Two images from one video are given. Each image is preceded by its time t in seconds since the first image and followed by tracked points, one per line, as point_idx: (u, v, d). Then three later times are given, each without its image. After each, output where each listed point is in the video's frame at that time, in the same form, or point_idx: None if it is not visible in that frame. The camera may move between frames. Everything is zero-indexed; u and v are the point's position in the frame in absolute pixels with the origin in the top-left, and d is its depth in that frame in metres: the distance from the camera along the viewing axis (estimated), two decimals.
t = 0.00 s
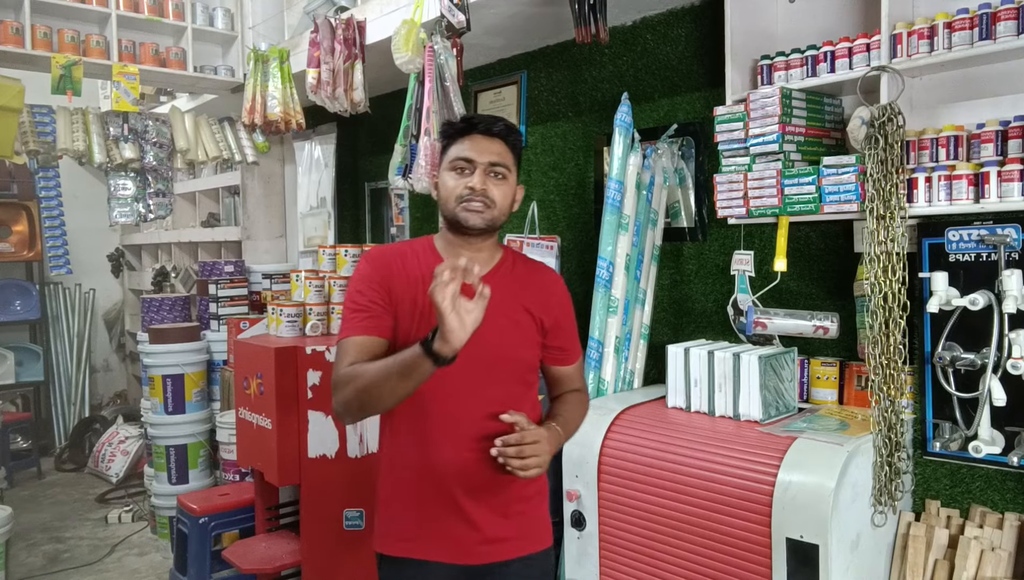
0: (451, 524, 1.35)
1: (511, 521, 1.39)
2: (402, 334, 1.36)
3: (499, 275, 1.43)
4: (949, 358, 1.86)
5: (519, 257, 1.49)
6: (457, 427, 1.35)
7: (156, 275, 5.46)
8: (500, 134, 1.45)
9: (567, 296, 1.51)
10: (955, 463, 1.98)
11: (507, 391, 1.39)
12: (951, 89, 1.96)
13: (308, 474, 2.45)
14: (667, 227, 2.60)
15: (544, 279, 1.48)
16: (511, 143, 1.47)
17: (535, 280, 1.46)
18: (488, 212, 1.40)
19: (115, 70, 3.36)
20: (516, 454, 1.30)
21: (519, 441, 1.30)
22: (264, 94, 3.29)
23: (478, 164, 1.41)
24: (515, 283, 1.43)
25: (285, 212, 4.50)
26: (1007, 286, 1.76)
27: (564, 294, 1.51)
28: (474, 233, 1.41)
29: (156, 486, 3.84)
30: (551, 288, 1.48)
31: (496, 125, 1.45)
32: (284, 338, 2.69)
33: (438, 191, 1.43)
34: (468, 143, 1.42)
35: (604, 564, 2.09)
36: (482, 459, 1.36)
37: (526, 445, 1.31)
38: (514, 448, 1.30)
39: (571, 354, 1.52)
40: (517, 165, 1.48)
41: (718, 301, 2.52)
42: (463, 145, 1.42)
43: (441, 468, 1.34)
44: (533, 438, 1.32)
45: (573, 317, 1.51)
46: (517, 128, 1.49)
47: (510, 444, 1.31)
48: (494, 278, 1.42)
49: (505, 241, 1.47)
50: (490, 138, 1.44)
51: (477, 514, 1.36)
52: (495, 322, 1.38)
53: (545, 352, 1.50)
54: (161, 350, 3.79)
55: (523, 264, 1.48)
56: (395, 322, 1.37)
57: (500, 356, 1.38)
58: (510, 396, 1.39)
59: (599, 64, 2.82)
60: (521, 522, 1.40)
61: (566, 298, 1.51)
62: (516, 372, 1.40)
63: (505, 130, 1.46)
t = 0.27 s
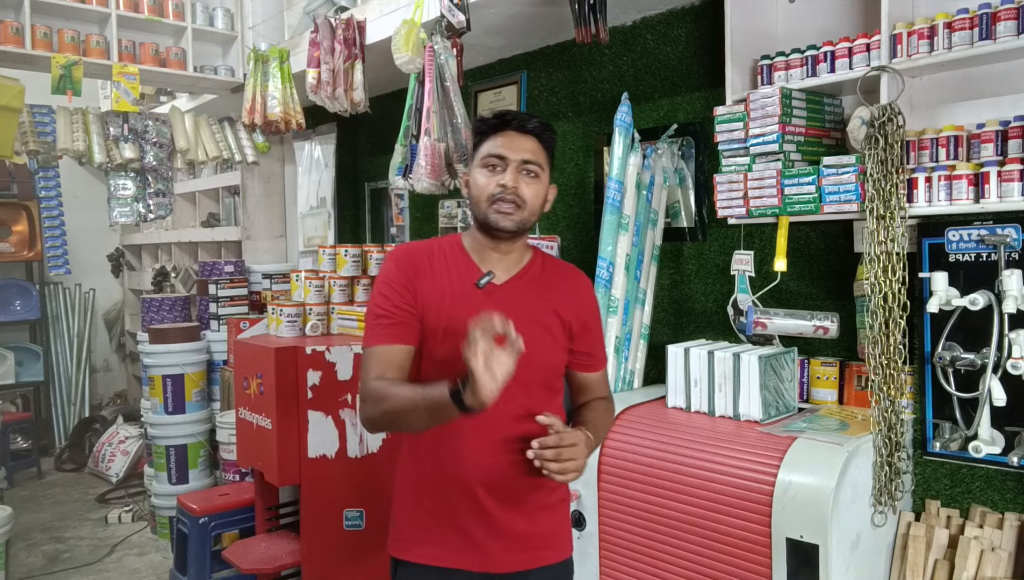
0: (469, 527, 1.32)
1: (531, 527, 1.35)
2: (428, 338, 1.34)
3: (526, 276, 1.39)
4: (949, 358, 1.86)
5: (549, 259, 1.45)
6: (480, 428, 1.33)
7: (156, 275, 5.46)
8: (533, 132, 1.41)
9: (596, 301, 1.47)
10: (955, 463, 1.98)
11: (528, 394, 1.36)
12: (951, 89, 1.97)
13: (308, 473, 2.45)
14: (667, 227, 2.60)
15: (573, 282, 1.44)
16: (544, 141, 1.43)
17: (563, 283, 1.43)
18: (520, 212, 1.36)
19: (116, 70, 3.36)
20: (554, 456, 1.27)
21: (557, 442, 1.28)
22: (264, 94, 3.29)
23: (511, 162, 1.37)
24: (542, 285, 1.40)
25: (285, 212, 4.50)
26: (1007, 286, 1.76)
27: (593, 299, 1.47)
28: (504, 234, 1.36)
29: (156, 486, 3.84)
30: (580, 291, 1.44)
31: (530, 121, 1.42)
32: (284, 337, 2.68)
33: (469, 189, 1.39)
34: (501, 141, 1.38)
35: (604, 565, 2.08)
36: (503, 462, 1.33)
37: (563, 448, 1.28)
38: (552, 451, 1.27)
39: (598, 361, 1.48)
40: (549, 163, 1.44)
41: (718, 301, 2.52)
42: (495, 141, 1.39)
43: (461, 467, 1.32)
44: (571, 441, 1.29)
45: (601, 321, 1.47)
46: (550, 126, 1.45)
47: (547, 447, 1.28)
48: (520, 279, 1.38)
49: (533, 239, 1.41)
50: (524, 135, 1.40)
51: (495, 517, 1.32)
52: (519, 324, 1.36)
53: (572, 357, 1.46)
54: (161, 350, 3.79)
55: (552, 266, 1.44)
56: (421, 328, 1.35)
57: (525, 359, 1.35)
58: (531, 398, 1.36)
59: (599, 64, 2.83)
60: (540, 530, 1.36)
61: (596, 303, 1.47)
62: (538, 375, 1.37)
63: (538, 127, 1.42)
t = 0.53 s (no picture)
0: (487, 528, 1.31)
1: (549, 531, 1.33)
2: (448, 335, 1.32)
3: (550, 277, 1.38)
4: (949, 358, 1.86)
5: (571, 259, 1.44)
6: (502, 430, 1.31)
7: (156, 275, 5.45)
8: (557, 128, 1.42)
9: (620, 301, 1.46)
10: (955, 463, 1.98)
11: (552, 397, 1.34)
12: (951, 89, 1.97)
13: (308, 474, 2.45)
14: (667, 227, 2.60)
15: (597, 283, 1.43)
16: (568, 138, 1.44)
17: (588, 283, 1.42)
18: (541, 207, 1.35)
19: (116, 70, 3.36)
20: (575, 458, 1.27)
21: (579, 444, 1.27)
22: (264, 94, 3.29)
23: (533, 158, 1.37)
24: (566, 285, 1.39)
25: (285, 212, 4.50)
26: (1007, 286, 1.76)
27: (617, 299, 1.46)
28: (526, 230, 1.36)
29: (156, 486, 3.84)
30: (604, 291, 1.43)
31: (553, 119, 1.42)
32: (284, 338, 2.68)
33: (491, 184, 1.39)
34: (524, 137, 1.39)
35: (604, 565, 2.08)
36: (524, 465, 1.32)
37: (585, 450, 1.28)
38: (574, 453, 1.27)
39: (622, 362, 1.48)
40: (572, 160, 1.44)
41: (718, 301, 2.52)
42: (519, 138, 1.39)
43: (481, 469, 1.30)
44: (592, 443, 1.29)
45: (625, 322, 1.46)
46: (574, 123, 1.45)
47: (569, 449, 1.27)
48: (545, 279, 1.37)
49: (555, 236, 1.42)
50: (547, 132, 1.41)
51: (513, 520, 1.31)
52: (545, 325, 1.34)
53: (596, 358, 1.46)
54: (161, 350, 3.79)
55: (575, 267, 1.43)
56: (441, 322, 1.33)
57: (547, 360, 1.33)
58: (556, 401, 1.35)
59: (599, 64, 2.82)
60: (558, 535, 1.34)
61: (619, 303, 1.46)
62: (563, 377, 1.35)
63: (562, 124, 1.43)
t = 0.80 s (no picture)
0: (500, 528, 1.30)
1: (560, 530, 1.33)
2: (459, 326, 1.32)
3: (565, 276, 1.39)
4: (949, 358, 1.87)
5: (583, 258, 1.45)
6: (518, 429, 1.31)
7: (156, 275, 5.45)
8: (575, 133, 1.39)
9: (633, 301, 1.47)
10: (955, 463, 1.98)
11: (566, 395, 1.35)
12: (951, 89, 1.97)
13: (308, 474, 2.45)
14: (667, 227, 2.59)
15: (610, 282, 1.44)
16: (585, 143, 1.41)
17: (601, 283, 1.42)
18: (553, 215, 1.32)
19: (116, 70, 3.36)
20: (590, 454, 1.26)
21: (594, 440, 1.27)
22: (264, 94, 3.29)
23: (548, 164, 1.35)
24: (581, 284, 1.39)
25: (285, 212, 4.50)
26: (1007, 286, 1.76)
27: (630, 299, 1.47)
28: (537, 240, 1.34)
29: (156, 486, 3.84)
30: (617, 291, 1.44)
31: (572, 123, 1.39)
32: (284, 338, 2.68)
33: (505, 188, 1.38)
34: (539, 141, 1.37)
35: (604, 565, 2.08)
36: (539, 464, 1.32)
37: (600, 446, 1.28)
38: (588, 449, 1.26)
39: (634, 361, 1.49)
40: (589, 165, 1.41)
41: (718, 301, 2.52)
42: (534, 142, 1.37)
43: (495, 468, 1.30)
44: (608, 439, 1.28)
45: (638, 322, 1.47)
46: (594, 128, 1.42)
47: (584, 444, 1.27)
48: (559, 278, 1.38)
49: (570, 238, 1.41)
50: (565, 136, 1.38)
51: (526, 518, 1.31)
52: (560, 324, 1.34)
53: (609, 357, 1.47)
54: (161, 350, 3.79)
55: (588, 266, 1.44)
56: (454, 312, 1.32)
57: (562, 357, 1.34)
58: (569, 399, 1.35)
59: (599, 65, 2.82)
60: (569, 534, 1.34)
61: (632, 303, 1.47)
62: (577, 376, 1.36)
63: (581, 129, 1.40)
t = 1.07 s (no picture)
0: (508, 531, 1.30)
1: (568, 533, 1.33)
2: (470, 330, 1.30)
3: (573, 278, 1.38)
4: (949, 358, 1.87)
5: (589, 259, 1.44)
6: (527, 434, 1.30)
7: (156, 275, 5.45)
8: (585, 142, 1.36)
9: (640, 301, 1.46)
10: (955, 463, 1.98)
11: (575, 399, 1.34)
12: (951, 90, 1.97)
13: (308, 474, 2.45)
14: (667, 227, 2.60)
15: (617, 282, 1.43)
16: (595, 151, 1.37)
17: (609, 284, 1.41)
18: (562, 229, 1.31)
19: (116, 70, 3.36)
20: (603, 465, 1.26)
21: (607, 451, 1.27)
22: (264, 94, 3.29)
23: (557, 174, 1.32)
24: (589, 286, 1.38)
25: (285, 212, 4.50)
26: (1007, 286, 1.76)
27: (637, 299, 1.46)
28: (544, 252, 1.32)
29: (156, 486, 3.84)
30: (625, 291, 1.43)
31: (582, 132, 1.35)
32: (284, 338, 2.68)
33: (511, 195, 1.35)
34: (548, 149, 1.33)
35: (604, 565, 2.08)
36: (547, 469, 1.31)
37: (613, 456, 1.27)
38: (602, 460, 1.26)
39: (642, 360, 1.48)
40: (598, 173, 1.38)
41: (718, 301, 2.52)
42: (543, 149, 1.33)
43: (504, 473, 1.29)
44: (621, 449, 1.28)
45: (645, 321, 1.46)
46: (605, 136, 1.39)
47: (597, 455, 1.26)
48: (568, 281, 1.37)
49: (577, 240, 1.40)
50: (574, 145, 1.34)
51: (533, 522, 1.30)
52: (570, 328, 1.33)
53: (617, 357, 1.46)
54: (161, 350, 3.79)
55: (595, 267, 1.43)
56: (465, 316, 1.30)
57: (572, 361, 1.32)
58: (579, 403, 1.35)
59: (599, 65, 2.83)
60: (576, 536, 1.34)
61: (639, 303, 1.46)
62: (587, 379, 1.35)
63: (591, 137, 1.36)
